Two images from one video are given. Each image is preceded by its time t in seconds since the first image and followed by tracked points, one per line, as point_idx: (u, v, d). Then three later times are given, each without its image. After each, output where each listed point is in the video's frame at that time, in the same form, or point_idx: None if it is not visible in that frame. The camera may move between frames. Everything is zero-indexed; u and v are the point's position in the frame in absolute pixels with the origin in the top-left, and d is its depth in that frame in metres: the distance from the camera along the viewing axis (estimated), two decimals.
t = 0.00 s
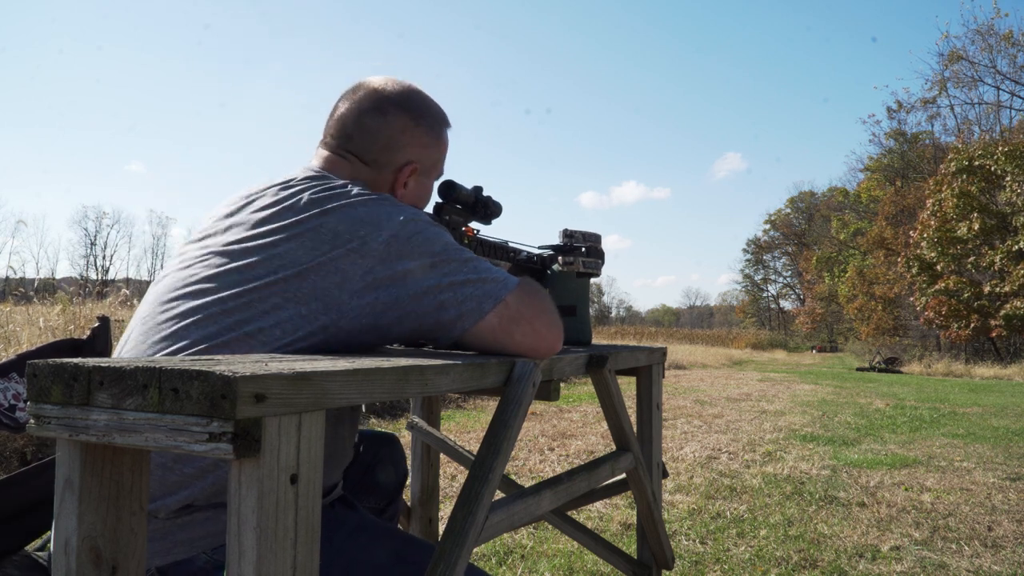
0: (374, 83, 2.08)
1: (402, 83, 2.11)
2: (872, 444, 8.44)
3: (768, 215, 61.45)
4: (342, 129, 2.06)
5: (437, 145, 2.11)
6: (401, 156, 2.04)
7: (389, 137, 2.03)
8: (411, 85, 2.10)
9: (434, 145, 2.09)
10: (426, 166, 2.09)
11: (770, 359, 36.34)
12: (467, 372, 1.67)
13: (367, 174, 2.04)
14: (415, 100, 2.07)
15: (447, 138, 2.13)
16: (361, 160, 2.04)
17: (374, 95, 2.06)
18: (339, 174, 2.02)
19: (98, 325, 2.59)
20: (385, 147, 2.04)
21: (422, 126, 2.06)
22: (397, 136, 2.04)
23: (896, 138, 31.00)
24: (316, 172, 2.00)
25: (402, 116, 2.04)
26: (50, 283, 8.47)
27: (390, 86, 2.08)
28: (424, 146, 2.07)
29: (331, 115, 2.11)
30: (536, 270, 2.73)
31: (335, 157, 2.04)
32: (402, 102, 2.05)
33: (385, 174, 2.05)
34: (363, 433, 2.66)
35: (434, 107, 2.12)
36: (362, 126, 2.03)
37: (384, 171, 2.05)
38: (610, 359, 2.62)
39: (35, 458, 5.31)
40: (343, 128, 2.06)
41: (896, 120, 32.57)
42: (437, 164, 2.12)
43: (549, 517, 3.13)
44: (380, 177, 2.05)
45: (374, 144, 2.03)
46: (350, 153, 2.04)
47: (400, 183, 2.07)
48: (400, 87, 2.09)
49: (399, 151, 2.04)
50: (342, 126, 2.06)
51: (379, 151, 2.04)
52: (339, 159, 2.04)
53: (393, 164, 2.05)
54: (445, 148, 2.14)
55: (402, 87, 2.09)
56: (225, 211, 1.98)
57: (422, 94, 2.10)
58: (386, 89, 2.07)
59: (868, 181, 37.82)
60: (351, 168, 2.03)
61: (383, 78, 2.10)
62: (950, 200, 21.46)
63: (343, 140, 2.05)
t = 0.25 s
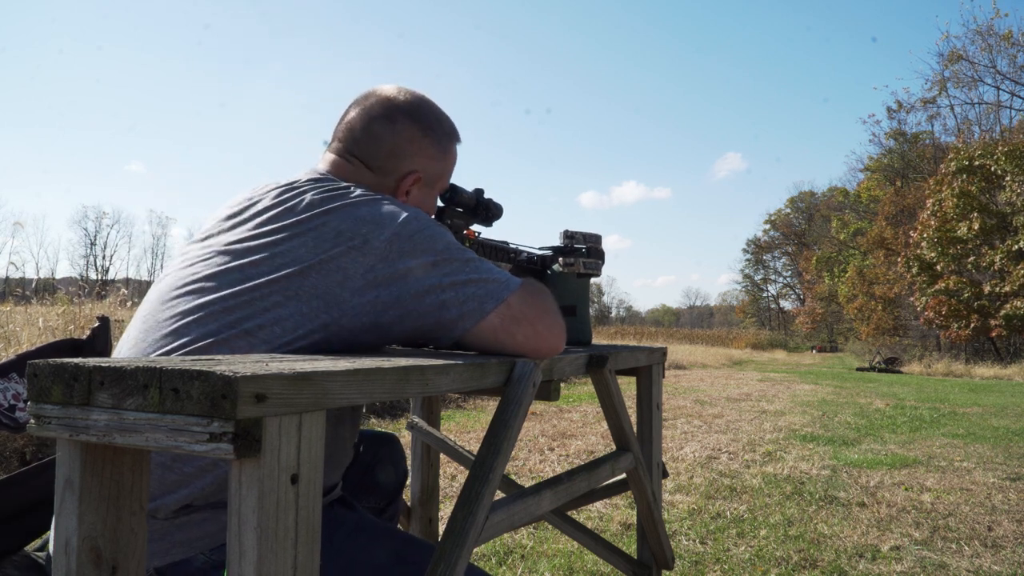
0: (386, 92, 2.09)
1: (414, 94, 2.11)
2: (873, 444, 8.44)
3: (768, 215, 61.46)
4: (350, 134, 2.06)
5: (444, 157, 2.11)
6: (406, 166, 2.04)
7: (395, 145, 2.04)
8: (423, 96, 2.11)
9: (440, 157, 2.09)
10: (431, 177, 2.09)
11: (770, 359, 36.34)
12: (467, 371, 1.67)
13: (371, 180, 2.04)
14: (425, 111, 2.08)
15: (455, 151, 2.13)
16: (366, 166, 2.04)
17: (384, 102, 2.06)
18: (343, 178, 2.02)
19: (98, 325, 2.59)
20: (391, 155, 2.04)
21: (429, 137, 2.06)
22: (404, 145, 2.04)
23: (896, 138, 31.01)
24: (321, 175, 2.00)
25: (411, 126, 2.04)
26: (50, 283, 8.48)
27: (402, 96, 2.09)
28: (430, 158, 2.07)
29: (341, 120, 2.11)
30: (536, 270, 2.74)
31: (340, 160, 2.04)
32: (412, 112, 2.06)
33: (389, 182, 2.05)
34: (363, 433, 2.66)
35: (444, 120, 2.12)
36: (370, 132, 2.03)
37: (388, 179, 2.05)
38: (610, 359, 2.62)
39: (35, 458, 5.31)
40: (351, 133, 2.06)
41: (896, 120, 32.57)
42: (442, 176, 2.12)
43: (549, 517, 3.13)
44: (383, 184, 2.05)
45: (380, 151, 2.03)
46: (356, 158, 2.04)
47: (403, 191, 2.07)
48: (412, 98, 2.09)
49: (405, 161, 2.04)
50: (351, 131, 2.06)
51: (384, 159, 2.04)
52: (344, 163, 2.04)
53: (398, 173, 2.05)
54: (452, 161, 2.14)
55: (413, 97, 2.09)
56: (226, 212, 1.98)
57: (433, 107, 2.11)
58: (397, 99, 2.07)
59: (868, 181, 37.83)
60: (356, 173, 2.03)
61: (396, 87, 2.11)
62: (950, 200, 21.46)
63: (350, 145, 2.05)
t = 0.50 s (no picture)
0: (387, 92, 2.09)
1: (414, 94, 2.11)
2: (873, 444, 8.44)
3: (768, 215, 61.47)
4: (351, 133, 2.06)
5: (444, 157, 2.11)
6: (406, 165, 2.04)
7: (395, 144, 2.04)
8: (423, 97, 2.11)
9: (440, 157, 2.09)
10: (430, 176, 2.09)
11: (770, 359, 36.34)
12: (467, 371, 1.67)
13: (370, 179, 2.04)
14: (426, 111, 2.08)
15: (455, 151, 2.13)
16: (365, 165, 2.04)
17: (384, 102, 2.07)
18: (343, 177, 2.02)
19: (98, 325, 2.59)
20: (391, 154, 2.04)
21: (429, 137, 2.06)
22: (404, 144, 2.04)
23: (896, 138, 31.00)
24: (321, 174, 2.00)
25: (411, 125, 2.04)
26: (50, 283, 8.48)
27: (402, 96, 2.09)
28: (430, 157, 2.07)
29: (341, 120, 2.11)
30: (536, 270, 2.74)
31: (340, 160, 2.04)
32: (412, 112, 2.06)
33: (388, 181, 2.05)
34: (363, 433, 2.66)
35: (444, 120, 2.12)
36: (370, 132, 2.04)
37: (387, 178, 2.05)
38: (610, 359, 2.62)
39: (35, 458, 5.31)
40: (351, 132, 2.06)
41: (896, 120, 32.58)
42: (441, 177, 2.12)
43: (550, 517, 3.13)
44: (383, 183, 2.05)
45: (380, 150, 2.03)
46: (356, 157, 2.04)
47: (403, 191, 2.07)
48: (412, 97, 2.09)
49: (405, 160, 2.04)
50: (351, 130, 2.06)
51: (384, 158, 2.04)
52: (344, 162, 2.04)
53: (398, 172, 2.05)
54: (452, 161, 2.14)
55: (414, 97, 2.10)
56: (226, 213, 1.98)
57: (433, 107, 2.11)
58: (397, 99, 2.07)
59: (868, 181, 37.85)
60: (355, 172, 2.03)
61: (397, 87, 2.11)
62: (950, 200, 21.46)
63: (350, 144, 2.05)
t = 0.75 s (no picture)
0: (388, 85, 2.09)
1: (416, 87, 2.10)
2: (873, 444, 8.44)
3: (767, 216, 61.46)
4: (352, 127, 2.06)
5: (446, 151, 2.10)
6: (407, 159, 2.04)
7: (396, 139, 2.04)
8: (425, 90, 2.10)
9: (442, 152, 2.09)
10: (432, 171, 2.09)
11: (770, 359, 36.33)
12: (468, 372, 1.67)
13: (371, 173, 2.04)
14: (427, 105, 2.07)
15: (456, 146, 2.13)
16: (367, 159, 2.04)
17: (386, 96, 2.06)
18: (344, 171, 2.03)
19: (98, 325, 2.60)
20: (392, 149, 2.04)
21: (431, 131, 2.06)
22: (405, 139, 2.04)
23: (896, 138, 30.99)
24: (323, 169, 2.00)
25: (413, 119, 2.04)
26: (49, 283, 8.48)
27: (404, 90, 2.08)
28: (430, 151, 2.06)
29: (344, 113, 2.11)
30: (536, 270, 2.74)
31: (341, 153, 2.04)
32: (413, 106, 2.05)
33: (390, 175, 2.06)
34: (363, 432, 2.66)
35: (446, 114, 2.12)
36: (371, 126, 2.03)
37: (388, 173, 2.06)
38: (610, 359, 2.62)
39: (35, 458, 5.31)
40: (352, 127, 2.06)
41: (896, 120, 32.57)
42: (443, 172, 2.12)
43: (550, 516, 3.13)
44: (384, 178, 2.06)
45: (382, 145, 2.04)
46: (357, 151, 2.04)
47: (404, 185, 2.07)
48: (413, 91, 2.09)
49: (406, 154, 2.05)
50: (353, 124, 2.06)
51: (385, 153, 2.04)
52: (346, 156, 2.04)
53: (399, 166, 2.05)
54: (454, 155, 2.13)
55: (416, 91, 2.09)
56: (227, 211, 1.98)
57: (435, 101, 2.10)
58: (399, 92, 2.07)
59: (868, 181, 37.84)
60: (357, 166, 2.03)
61: (399, 81, 2.10)
62: (950, 200, 21.46)
63: (351, 138, 2.06)
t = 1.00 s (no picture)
0: (391, 88, 2.09)
1: (418, 90, 2.10)
2: (873, 444, 8.44)
3: (767, 216, 61.46)
4: (355, 130, 2.06)
5: (448, 153, 2.10)
6: (410, 162, 2.04)
7: (399, 141, 2.04)
8: (427, 93, 2.10)
9: (444, 154, 2.09)
10: (434, 174, 2.09)
11: (770, 359, 36.33)
12: (468, 372, 1.67)
13: (374, 176, 2.04)
14: (430, 107, 2.07)
15: (458, 147, 2.13)
16: (370, 162, 2.04)
17: (388, 98, 2.06)
18: (348, 173, 2.03)
19: (98, 325, 2.59)
20: (395, 151, 2.04)
21: (433, 133, 2.05)
22: (408, 141, 2.04)
23: (896, 138, 30.98)
24: (325, 172, 2.01)
25: (415, 121, 2.03)
26: (50, 283, 8.48)
27: (406, 92, 2.08)
28: (433, 154, 2.06)
29: (346, 117, 2.11)
30: (536, 270, 2.74)
31: (345, 157, 2.05)
32: (415, 108, 2.05)
33: (393, 178, 2.05)
34: (363, 432, 2.66)
35: (448, 117, 2.11)
36: (374, 129, 2.03)
37: (392, 175, 2.05)
38: (610, 359, 2.62)
39: (35, 458, 5.31)
40: (355, 130, 2.06)
41: (896, 120, 32.58)
42: (446, 174, 2.12)
43: (550, 517, 3.13)
44: (388, 181, 2.06)
45: (385, 148, 2.03)
46: (360, 154, 2.04)
47: (407, 188, 2.07)
48: (415, 94, 2.09)
49: (409, 157, 2.04)
50: (355, 128, 2.06)
51: (389, 156, 2.04)
52: (349, 160, 2.04)
53: (402, 168, 2.05)
54: (456, 157, 2.14)
55: (417, 93, 2.09)
56: (229, 212, 1.99)
57: (437, 103, 2.10)
58: (401, 95, 2.07)
59: (868, 181, 37.84)
60: (360, 169, 2.03)
61: (401, 84, 2.10)
62: (951, 200, 21.45)
63: (354, 141, 2.05)
